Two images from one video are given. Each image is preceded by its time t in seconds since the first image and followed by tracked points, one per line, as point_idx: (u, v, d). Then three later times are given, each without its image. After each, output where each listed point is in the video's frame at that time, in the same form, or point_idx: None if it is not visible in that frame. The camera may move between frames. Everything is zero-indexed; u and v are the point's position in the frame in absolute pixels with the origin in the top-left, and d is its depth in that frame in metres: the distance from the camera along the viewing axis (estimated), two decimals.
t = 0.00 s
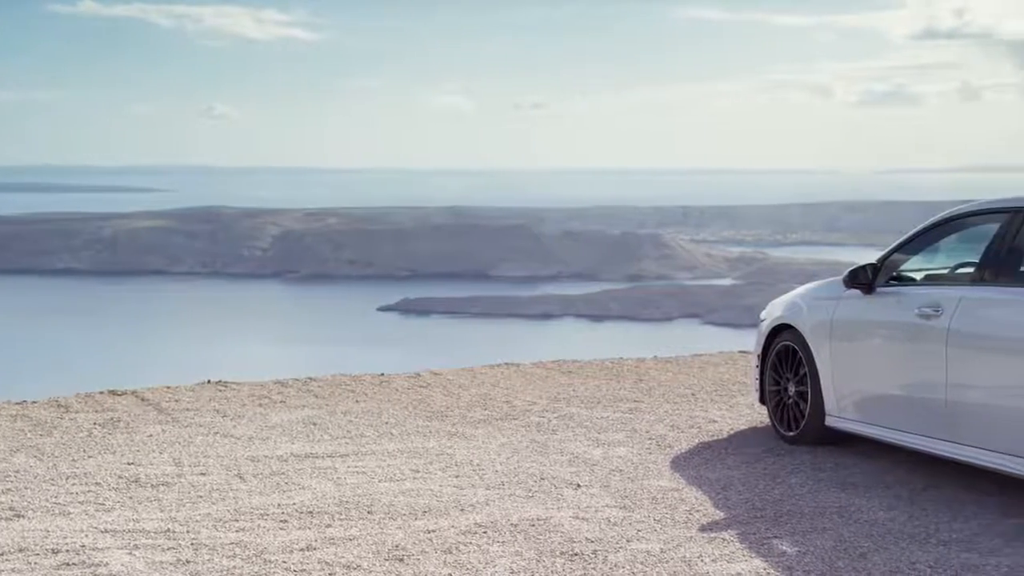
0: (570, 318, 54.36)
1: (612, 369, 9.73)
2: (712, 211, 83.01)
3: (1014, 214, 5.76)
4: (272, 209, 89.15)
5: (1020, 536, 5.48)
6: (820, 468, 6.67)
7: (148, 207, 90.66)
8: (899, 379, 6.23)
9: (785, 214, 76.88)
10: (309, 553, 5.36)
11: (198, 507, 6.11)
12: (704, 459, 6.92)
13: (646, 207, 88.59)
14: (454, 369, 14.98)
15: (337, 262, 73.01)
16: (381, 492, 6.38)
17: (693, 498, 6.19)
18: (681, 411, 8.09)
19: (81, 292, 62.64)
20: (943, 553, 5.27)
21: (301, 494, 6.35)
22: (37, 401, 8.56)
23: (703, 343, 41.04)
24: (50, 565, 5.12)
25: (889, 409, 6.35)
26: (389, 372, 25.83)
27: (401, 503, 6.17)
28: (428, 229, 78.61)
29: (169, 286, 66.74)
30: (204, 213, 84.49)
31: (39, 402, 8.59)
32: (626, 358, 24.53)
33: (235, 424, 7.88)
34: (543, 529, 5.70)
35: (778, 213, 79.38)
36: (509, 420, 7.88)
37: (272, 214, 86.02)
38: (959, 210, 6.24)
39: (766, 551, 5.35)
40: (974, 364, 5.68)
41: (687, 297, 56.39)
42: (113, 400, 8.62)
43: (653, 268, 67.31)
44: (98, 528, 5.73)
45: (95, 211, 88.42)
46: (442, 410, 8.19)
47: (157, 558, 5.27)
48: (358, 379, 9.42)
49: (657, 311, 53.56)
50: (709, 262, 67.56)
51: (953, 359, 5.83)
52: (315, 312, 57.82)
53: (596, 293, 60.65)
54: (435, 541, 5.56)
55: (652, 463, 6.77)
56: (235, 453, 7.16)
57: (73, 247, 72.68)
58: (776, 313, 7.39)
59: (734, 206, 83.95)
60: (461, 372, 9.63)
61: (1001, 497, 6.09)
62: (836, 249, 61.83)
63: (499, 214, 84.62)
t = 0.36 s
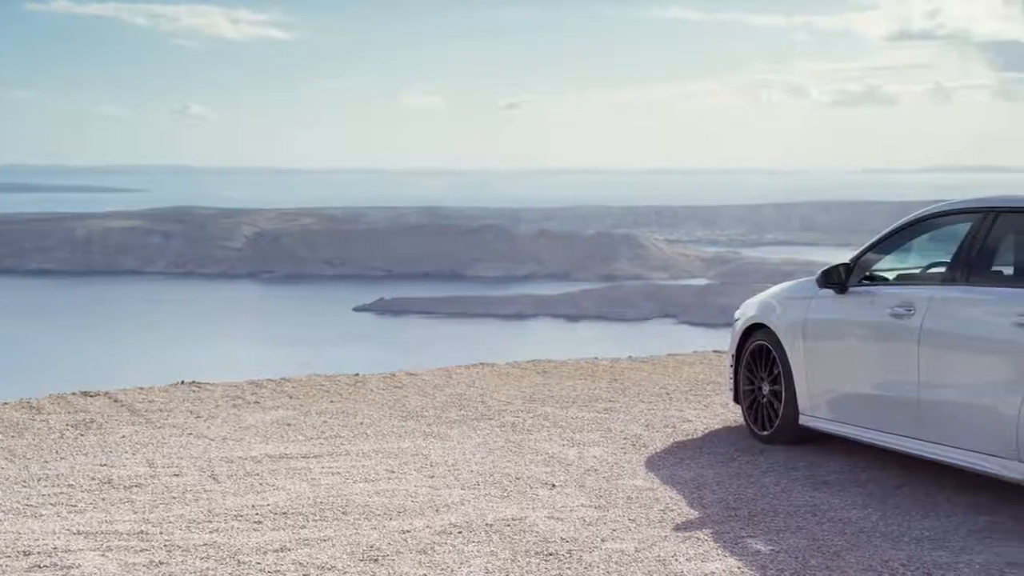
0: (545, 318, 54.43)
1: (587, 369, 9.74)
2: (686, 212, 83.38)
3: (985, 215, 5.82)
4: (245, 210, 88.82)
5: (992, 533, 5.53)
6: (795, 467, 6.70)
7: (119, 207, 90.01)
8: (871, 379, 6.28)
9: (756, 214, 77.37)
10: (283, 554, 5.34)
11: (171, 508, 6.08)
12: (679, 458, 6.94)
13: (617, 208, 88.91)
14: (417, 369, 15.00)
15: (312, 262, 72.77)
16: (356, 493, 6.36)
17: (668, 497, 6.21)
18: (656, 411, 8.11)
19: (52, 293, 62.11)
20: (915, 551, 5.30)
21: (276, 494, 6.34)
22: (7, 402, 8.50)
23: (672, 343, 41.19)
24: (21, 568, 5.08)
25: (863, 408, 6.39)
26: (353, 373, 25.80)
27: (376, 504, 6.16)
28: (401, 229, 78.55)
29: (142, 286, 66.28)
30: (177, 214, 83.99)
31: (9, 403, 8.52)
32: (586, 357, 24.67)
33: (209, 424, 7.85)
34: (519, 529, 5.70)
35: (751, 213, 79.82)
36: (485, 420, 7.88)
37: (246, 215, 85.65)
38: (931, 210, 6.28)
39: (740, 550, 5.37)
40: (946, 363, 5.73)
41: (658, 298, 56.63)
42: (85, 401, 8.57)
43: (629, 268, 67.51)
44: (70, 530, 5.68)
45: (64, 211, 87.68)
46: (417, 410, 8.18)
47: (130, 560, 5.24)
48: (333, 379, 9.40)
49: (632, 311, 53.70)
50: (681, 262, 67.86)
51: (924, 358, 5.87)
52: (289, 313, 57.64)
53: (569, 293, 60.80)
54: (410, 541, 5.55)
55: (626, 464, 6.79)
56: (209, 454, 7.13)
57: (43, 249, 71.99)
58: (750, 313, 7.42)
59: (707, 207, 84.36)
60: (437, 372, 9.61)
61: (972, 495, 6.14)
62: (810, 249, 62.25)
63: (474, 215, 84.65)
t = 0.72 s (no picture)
0: (521, 317, 54.43)
1: (561, 369, 9.74)
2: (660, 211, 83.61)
3: (955, 215, 5.87)
4: (218, 211, 88.37)
5: (962, 531, 5.57)
6: (768, 465, 6.73)
7: (91, 207, 89.32)
8: (843, 378, 6.31)
9: (729, 213, 77.65)
10: (256, 555, 5.31)
11: (143, 510, 6.04)
12: (654, 458, 6.96)
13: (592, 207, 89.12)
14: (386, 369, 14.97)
15: (287, 263, 72.47)
16: (330, 493, 6.34)
17: (642, 496, 6.22)
18: (630, 411, 8.12)
19: (25, 293, 61.56)
20: (888, 550, 5.33)
21: (249, 495, 6.31)
22: None
23: (646, 343, 41.25)
24: None
25: (834, 408, 6.43)
26: (319, 372, 25.72)
27: (350, 504, 6.14)
28: (376, 229, 78.42)
29: (116, 287, 65.81)
30: (150, 214, 83.45)
31: None
32: (551, 356, 24.72)
33: (182, 425, 7.81)
34: (493, 529, 5.70)
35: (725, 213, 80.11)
36: (460, 420, 7.87)
37: (219, 215, 85.21)
38: (902, 210, 6.32)
39: (714, 549, 5.39)
40: (919, 361, 5.76)
41: (632, 299, 56.80)
42: (57, 402, 8.50)
43: (604, 268, 67.61)
44: (41, 532, 5.64)
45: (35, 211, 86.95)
46: (391, 411, 8.17)
47: (102, 562, 5.19)
48: (307, 379, 9.37)
49: (606, 312, 53.79)
50: (656, 262, 68.10)
51: (897, 357, 5.91)
52: (263, 313, 57.45)
53: (545, 293, 60.87)
54: (384, 541, 5.54)
55: (601, 463, 6.79)
56: (182, 455, 7.10)
57: (14, 249, 71.36)
58: (723, 313, 7.44)
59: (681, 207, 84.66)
60: (412, 373, 9.60)
61: (943, 493, 6.18)
62: (783, 249, 62.58)
63: (449, 215, 84.57)
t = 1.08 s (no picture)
0: (498, 317, 54.45)
1: (537, 368, 9.74)
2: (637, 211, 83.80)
3: (930, 215, 5.91)
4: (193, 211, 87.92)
5: (937, 529, 5.60)
6: (743, 465, 6.74)
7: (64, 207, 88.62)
8: (819, 377, 6.33)
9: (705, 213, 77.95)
10: (232, 557, 5.29)
11: (117, 511, 6.01)
12: (630, 457, 6.96)
13: (568, 207, 89.28)
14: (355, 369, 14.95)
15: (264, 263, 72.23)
16: (305, 494, 6.32)
17: (618, 495, 6.23)
18: (606, 411, 8.12)
19: None
20: (864, 549, 5.34)
21: (225, 497, 6.27)
22: None
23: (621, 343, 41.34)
24: None
25: (810, 407, 6.45)
26: (285, 373, 25.67)
27: (326, 505, 6.13)
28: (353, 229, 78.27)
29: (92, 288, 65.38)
30: (124, 214, 82.91)
31: None
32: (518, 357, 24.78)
33: (156, 427, 7.76)
34: (470, 529, 5.69)
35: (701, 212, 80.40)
36: (436, 420, 7.86)
37: (195, 215, 84.77)
38: (876, 211, 6.36)
39: (691, 548, 5.41)
40: (894, 362, 5.79)
41: (609, 299, 56.95)
42: (30, 404, 8.43)
43: (581, 268, 67.70)
44: (14, 534, 5.59)
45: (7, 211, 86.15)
46: (367, 411, 8.16)
47: (76, 564, 5.15)
48: (283, 379, 9.34)
49: (583, 312, 53.88)
50: (633, 262, 68.30)
51: (870, 358, 5.95)
52: (241, 313, 57.25)
53: (522, 293, 60.92)
54: (361, 542, 5.53)
55: (578, 464, 6.79)
56: (157, 456, 7.05)
57: None
58: (699, 313, 7.45)
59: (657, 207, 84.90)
60: (389, 372, 9.59)
61: (918, 493, 6.21)
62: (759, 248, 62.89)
63: (426, 215, 84.47)
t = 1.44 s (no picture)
0: (475, 317, 54.47)
1: (514, 368, 9.73)
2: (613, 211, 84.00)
3: (905, 215, 5.95)
4: (169, 211, 87.45)
5: (913, 527, 5.64)
6: (719, 464, 6.76)
7: (37, 206, 87.91)
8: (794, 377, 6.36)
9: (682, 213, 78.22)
10: (208, 558, 5.26)
11: (92, 513, 5.97)
12: (607, 457, 6.97)
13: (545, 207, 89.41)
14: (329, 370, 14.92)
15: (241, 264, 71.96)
16: (282, 495, 6.30)
17: (596, 495, 6.23)
18: (583, 411, 8.13)
19: None
20: (839, 548, 5.37)
21: (201, 498, 6.24)
22: None
23: (598, 343, 41.45)
24: None
25: (785, 407, 6.48)
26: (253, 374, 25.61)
27: (303, 506, 6.11)
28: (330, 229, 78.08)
29: (67, 288, 64.92)
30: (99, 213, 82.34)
31: None
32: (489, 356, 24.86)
33: (132, 428, 7.72)
34: (447, 529, 5.69)
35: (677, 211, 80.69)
36: (413, 421, 7.86)
37: (170, 214, 84.31)
38: (853, 210, 6.38)
39: (667, 547, 5.42)
40: (869, 361, 5.82)
41: (585, 299, 57.05)
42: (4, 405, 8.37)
43: (559, 268, 67.82)
44: None
45: None
46: (344, 411, 8.14)
47: (50, 567, 5.12)
48: (259, 380, 9.30)
49: (561, 312, 53.97)
50: (610, 262, 68.46)
51: (846, 357, 5.97)
52: (218, 314, 57.08)
53: (500, 293, 60.97)
54: (337, 542, 5.51)
55: (556, 463, 6.79)
56: (133, 457, 7.02)
57: None
58: (675, 313, 7.47)
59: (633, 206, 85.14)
60: (366, 372, 9.58)
61: (893, 490, 6.25)
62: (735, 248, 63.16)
63: (403, 215, 84.36)
